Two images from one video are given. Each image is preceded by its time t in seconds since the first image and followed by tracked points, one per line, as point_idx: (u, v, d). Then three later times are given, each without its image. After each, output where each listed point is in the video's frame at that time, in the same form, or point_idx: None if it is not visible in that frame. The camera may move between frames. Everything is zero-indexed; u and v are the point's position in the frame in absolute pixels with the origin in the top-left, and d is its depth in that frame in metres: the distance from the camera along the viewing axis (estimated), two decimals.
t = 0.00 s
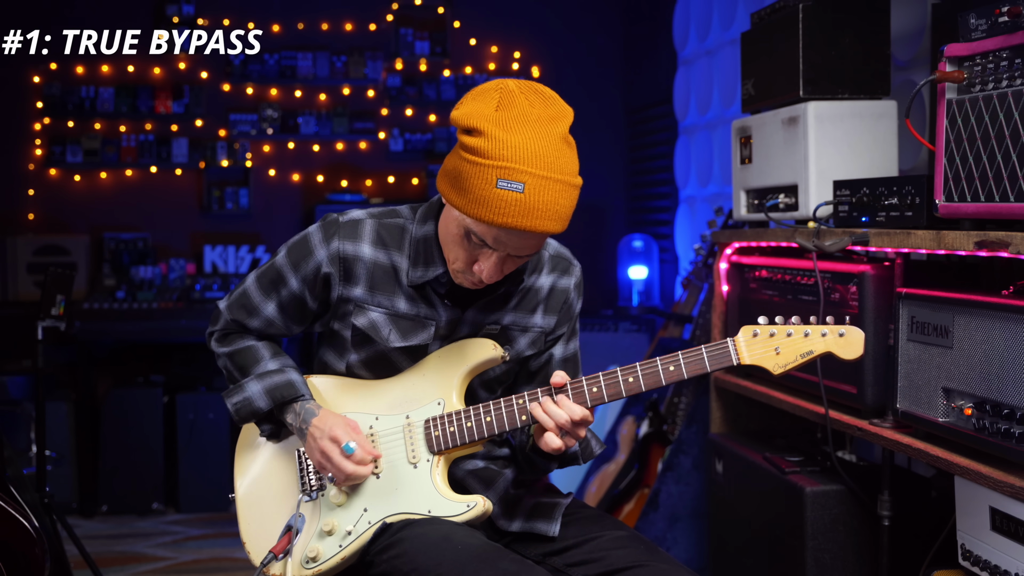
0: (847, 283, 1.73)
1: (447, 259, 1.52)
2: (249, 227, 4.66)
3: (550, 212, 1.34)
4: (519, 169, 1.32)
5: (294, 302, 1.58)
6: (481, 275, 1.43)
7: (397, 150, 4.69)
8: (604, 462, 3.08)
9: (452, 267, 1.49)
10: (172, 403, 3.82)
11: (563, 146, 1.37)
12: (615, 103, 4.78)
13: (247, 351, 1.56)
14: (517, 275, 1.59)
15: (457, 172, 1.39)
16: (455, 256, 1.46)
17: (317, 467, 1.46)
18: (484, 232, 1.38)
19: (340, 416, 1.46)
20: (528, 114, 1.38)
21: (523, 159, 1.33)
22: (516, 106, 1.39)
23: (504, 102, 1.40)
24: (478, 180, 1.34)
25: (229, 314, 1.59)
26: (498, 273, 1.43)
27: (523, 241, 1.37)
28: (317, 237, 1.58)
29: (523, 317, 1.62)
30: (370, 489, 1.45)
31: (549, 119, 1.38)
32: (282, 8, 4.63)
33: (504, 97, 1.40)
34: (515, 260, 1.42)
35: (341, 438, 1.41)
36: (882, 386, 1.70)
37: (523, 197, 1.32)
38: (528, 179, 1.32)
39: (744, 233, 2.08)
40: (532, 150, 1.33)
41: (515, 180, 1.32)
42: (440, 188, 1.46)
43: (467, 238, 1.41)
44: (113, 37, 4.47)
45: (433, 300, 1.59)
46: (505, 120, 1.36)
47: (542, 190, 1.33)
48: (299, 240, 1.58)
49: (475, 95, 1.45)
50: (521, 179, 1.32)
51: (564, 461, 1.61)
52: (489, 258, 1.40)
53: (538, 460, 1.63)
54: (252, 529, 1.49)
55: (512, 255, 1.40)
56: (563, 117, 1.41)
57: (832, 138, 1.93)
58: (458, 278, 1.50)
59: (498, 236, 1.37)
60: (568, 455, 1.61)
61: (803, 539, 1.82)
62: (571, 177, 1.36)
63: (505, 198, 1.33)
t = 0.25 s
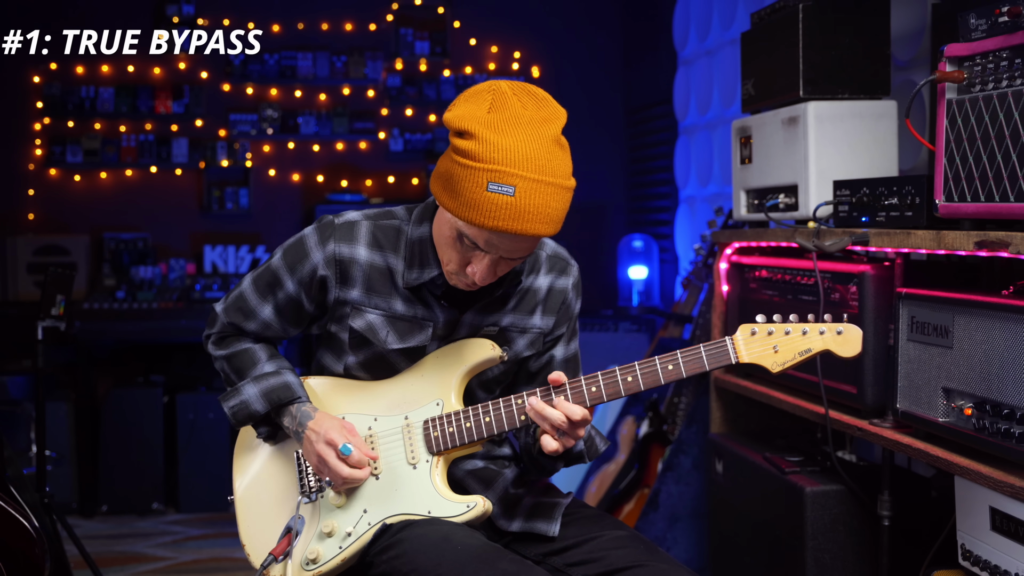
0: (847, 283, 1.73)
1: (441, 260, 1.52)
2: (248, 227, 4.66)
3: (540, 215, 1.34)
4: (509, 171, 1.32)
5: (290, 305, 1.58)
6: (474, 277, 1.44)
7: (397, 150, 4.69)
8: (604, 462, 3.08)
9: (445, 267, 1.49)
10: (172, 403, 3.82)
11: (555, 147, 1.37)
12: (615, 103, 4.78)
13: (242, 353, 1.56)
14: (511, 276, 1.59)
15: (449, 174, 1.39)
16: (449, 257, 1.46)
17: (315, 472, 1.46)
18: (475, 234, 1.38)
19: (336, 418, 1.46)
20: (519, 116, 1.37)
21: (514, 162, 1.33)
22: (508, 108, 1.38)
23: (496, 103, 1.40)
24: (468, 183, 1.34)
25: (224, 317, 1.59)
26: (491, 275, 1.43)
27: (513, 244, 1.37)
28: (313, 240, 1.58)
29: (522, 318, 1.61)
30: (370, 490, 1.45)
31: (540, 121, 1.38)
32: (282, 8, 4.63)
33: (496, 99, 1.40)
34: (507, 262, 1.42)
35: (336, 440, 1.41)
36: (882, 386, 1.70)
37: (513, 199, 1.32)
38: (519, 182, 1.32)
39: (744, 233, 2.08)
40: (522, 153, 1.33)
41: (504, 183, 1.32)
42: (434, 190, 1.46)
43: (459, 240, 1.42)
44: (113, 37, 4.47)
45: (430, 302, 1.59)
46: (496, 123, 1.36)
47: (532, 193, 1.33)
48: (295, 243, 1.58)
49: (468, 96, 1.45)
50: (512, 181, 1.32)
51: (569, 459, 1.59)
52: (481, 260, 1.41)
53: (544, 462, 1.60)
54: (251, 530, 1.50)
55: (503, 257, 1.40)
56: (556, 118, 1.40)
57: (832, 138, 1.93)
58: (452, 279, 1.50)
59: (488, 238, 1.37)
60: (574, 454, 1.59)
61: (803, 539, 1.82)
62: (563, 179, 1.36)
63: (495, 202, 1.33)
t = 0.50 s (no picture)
0: (847, 283, 1.73)
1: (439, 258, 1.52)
2: (248, 227, 4.66)
3: (538, 214, 1.34)
4: (507, 170, 1.32)
5: (286, 306, 1.58)
6: (472, 276, 1.44)
7: (397, 150, 4.69)
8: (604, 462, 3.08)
9: (444, 266, 1.49)
10: (172, 403, 3.82)
11: (552, 147, 1.37)
12: (615, 103, 4.78)
13: (239, 355, 1.56)
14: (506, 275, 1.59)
15: (447, 173, 1.39)
16: (447, 256, 1.46)
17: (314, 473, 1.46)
18: (472, 233, 1.38)
19: (332, 419, 1.46)
20: (517, 115, 1.37)
21: (511, 160, 1.32)
22: (506, 106, 1.38)
23: (495, 102, 1.40)
24: (466, 181, 1.34)
25: (222, 318, 1.59)
26: (488, 274, 1.43)
27: (511, 242, 1.37)
28: (310, 241, 1.58)
29: (522, 320, 1.61)
30: (370, 491, 1.45)
31: (538, 120, 1.38)
32: (282, 8, 4.63)
33: (494, 98, 1.40)
34: (505, 261, 1.42)
35: (336, 442, 1.40)
36: (882, 386, 1.70)
37: (510, 198, 1.32)
38: (516, 180, 1.32)
39: (744, 233, 2.08)
40: (520, 151, 1.33)
41: (502, 181, 1.32)
42: (433, 190, 1.47)
43: (457, 239, 1.42)
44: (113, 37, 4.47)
45: (428, 302, 1.59)
46: (495, 122, 1.36)
47: (529, 191, 1.33)
48: (292, 245, 1.58)
49: (467, 95, 1.45)
50: (509, 180, 1.32)
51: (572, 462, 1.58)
52: (478, 259, 1.41)
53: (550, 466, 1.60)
54: (252, 531, 1.49)
55: (501, 256, 1.40)
56: (553, 117, 1.40)
57: (832, 138, 1.93)
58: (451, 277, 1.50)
59: (485, 236, 1.37)
60: (578, 458, 1.57)
61: (803, 539, 1.82)
62: (561, 178, 1.36)
63: (493, 200, 1.33)
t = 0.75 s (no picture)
0: (847, 283, 1.73)
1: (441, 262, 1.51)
2: (248, 227, 4.66)
3: (542, 212, 1.34)
4: (508, 171, 1.32)
5: (284, 305, 1.58)
6: (479, 279, 1.43)
7: (397, 150, 4.70)
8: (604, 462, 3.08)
9: (448, 271, 1.48)
10: (172, 403, 3.82)
11: (550, 143, 1.38)
12: (615, 103, 4.78)
13: (235, 352, 1.56)
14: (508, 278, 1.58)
15: (447, 179, 1.38)
16: (452, 261, 1.45)
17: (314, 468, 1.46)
18: (477, 237, 1.37)
19: (320, 411, 1.45)
20: (513, 114, 1.37)
21: (512, 161, 1.33)
22: (501, 107, 1.39)
23: (489, 104, 1.40)
24: (468, 186, 1.34)
25: (220, 314, 1.59)
26: (496, 275, 1.42)
27: (517, 243, 1.37)
28: (309, 240, 1.58)
29: (523, 324, 1.61)
30: (370, 491, 1.45)
31: (534, 118, 1.38)
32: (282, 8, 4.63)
33: (488, 99, 1.40)
34: (511, 262, 1.41)
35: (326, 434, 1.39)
36: (882, 386, 1.70)
37: (514, 199, 1.32)
38: (518, 181, 1.32)
39: (744, 233, 2.08)
40: (519, 151, 1.33)
41: (505, 183, 1.32)
42: (432, 195, 1.46)
43: (461, 244, 1.41)
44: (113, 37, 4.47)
45: (428, 303, 1.59)
46: (491, 123, 1.36)
47: (533, 191, 1.33)
48: (291, 244, 1.58)
49: (458, 99, 1.45)
50: (511, 182, 1.32)
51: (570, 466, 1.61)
52: (485, 262, 1.40)
53: (549, 470, 1.64)
54: (251, 531, 1.49)
55: (508, 257, 1.39)
56: (548, 113, 1.41)
57: (832, 138, 1.93)
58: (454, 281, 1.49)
59: (492, 240, 1.36)
60: (577, 462, 1.60)
61: (803, 539, 1.82)
62: (561, 174, 1.37)
63: (497, 203, 1.33)
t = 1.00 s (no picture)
0: (847, 283, 1.73)
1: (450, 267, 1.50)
2: (248, 227, 4.66)
3: (555, 206, 1.35)
4: (518, 171, 1.33)
5: (283, 305, 1.58)
6: (496, 280, 1.42)
7: (397, 150, 4.70)
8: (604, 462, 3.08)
9: (459, 275, 1.47)
10: (172, 403, 3.82)
11: (551, 136, 1.38)
12: (615, 103, 4.78)
13: (233, 352, 1.57)
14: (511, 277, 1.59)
15: (455, 185, 1.38)
16: (464, 264, 1.44)
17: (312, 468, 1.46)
18: (493, 239, 1.37)
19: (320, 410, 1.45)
20: (510, 113, 1.38)
21: (520, 161, 1.33)
22: (496, 106, 1.39)
23: (483, 105, 1.40)
24: (478, 190, 1.34)
25: (217, 314, 1.59)
26: (513, 274, 1.42)
27: (534, 240, 1.37)
28: (308, 241, 1.58)
29: (523, 326, 1.61)
30: (369, 492, 1.46)
31: (532, 113, 1.39)
32: (282, 8, 4.63)
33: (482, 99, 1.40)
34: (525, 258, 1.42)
35: (326, 431, 1.40)
36: (882, 385, 1.70)
37: (528, 198, 1.33)
38: (530, 180, 1.33)
39: (744, 233, 2.08)
40: (525, 150, 1.34)
41: (517, 183, 1.33)
42: (436, 201, 1.45)
43: (475, 248, 1.41)
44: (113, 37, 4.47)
45: (427, 303, 1.59)
46: (490, 124, 1.36)
47: (544, 187, 1.34)
48: (290, 243, 1.58)
49: (450, 104, 1.45)
50: (523, 181, 1.33)
51: (565, 475, 1.62)
52: (501, 262, 1.40)
53: (543, 476, 1.62)
54: (251, 530, 1.49)
55: (523, 254, 1.40)
56: (543, 106, 1.41)
57: (832, 138, 1.93)
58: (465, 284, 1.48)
59: (508, 241, 1.36)
60: (571, 472, 1.60)
61: (803, 539, 1.82)
62: (565, 166, 1.38)
63: (511, 204, 1.33)
